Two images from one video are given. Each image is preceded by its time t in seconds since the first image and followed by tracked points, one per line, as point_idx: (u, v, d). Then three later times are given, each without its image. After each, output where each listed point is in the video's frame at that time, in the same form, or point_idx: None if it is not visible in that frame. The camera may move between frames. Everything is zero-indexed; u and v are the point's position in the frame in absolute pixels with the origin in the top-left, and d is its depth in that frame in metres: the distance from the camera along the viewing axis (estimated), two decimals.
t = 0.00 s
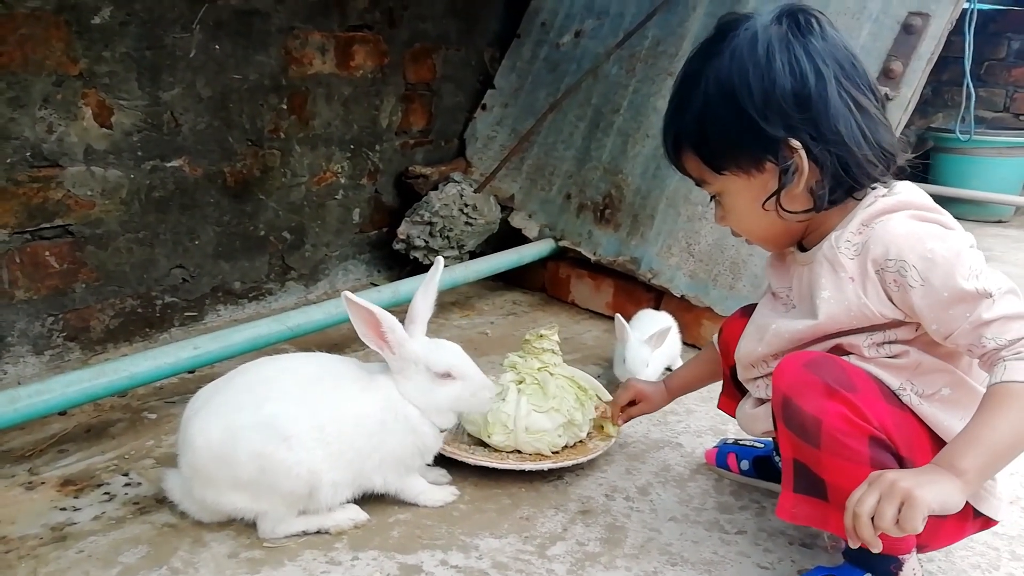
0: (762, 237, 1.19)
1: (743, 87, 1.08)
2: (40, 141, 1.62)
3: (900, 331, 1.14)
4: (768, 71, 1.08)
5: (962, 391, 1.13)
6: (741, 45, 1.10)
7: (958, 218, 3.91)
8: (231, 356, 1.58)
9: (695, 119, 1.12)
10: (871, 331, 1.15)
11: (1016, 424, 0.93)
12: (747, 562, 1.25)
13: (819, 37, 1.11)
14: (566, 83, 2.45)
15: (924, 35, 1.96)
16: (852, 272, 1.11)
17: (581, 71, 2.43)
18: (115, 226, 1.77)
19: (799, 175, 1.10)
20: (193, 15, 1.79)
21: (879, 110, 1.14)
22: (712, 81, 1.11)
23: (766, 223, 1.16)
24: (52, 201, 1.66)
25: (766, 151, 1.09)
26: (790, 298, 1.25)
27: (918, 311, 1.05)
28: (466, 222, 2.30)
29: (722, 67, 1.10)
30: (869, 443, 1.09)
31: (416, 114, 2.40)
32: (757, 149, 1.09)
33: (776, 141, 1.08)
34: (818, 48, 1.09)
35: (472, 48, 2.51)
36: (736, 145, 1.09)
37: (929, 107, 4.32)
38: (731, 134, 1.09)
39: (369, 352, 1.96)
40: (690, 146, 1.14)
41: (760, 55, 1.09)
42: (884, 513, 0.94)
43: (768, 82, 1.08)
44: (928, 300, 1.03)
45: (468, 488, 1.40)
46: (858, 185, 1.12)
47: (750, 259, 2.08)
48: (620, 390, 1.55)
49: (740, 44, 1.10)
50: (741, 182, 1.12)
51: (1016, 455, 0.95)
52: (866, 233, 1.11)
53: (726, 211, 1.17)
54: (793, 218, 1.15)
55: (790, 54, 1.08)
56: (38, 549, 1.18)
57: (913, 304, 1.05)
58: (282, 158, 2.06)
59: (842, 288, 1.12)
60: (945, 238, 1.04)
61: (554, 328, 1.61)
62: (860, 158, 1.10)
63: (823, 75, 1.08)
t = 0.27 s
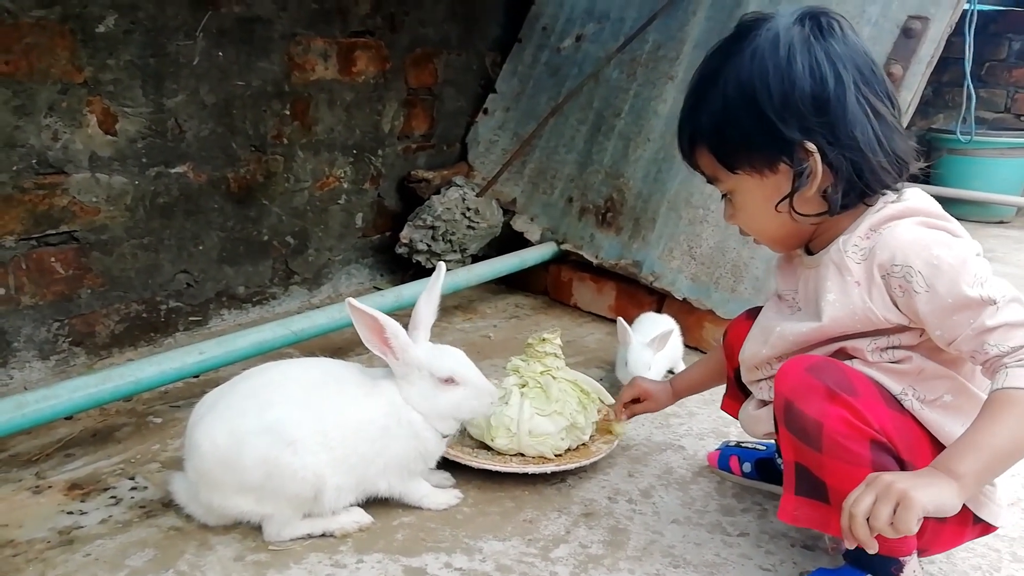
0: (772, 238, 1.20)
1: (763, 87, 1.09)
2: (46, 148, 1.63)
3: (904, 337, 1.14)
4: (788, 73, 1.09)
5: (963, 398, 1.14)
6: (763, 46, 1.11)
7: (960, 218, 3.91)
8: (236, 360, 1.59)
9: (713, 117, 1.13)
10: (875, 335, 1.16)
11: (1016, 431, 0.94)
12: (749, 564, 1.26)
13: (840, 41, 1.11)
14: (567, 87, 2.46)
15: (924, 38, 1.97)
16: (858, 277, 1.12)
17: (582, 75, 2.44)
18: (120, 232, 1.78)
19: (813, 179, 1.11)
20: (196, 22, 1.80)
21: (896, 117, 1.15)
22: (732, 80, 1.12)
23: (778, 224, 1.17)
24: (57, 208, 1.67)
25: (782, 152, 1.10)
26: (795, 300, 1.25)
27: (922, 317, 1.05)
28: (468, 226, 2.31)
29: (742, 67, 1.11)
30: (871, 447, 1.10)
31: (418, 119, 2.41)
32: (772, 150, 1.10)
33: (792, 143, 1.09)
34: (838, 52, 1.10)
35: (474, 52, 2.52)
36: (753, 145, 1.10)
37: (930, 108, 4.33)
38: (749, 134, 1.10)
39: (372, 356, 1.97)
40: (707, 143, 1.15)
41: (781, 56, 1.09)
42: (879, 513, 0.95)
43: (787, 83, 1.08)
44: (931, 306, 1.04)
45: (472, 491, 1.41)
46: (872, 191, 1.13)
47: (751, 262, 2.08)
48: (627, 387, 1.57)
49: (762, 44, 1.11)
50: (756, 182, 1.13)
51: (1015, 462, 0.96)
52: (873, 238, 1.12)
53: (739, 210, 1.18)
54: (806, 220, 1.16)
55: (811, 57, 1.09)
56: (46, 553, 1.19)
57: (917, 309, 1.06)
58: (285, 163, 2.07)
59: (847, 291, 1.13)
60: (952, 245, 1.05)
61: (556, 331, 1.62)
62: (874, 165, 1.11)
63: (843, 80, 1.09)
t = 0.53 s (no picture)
0: (771, 235, 1.21)
1: (763, 86, 1.10)
2: (54, 145, 1.64)
3: (906, 336, 1.14)
4: (788, 72, 1.09)
5: (966, 395, 1.14)
6: (765, 44, 1.11)
7: (964, 217, 3.91)
8: (243, 356, 1.60)
9: (713, 113, 1.14)
10: (877, 334, 1.16)
11: (1015, 428, 0.94)
12: (753, 560, 1.27)
13: (844, 41, 1.11)
14: (572, 85, 2.46)
15: (929, 37, 1.97)
16: (859, 275, 1.12)
17: (587, 73, 2.45)
18: (126, 228, 1.79)
19: (808, 179, 1.11)
20: (204, 19, 1.81)
21: (899, 119, 1.15)
22: (733, 78, 1.12)
23: (775, 222, 1.18)
24: (65, 204, 1.68)
25: (778, 151, 1.10)
26: (798, 298, 1.26)
27: (923, 315, 1.06)
28: (473, 223, 2.32)
29: (743, 64, 1.12)
30: (874, 444, 1.10)
31: (423, 116, 2.41)
32: (769, 149, 1.10)
33: (789, 143, 1.09)
34: (841, 52, 1.10)
35: (479, 51, 2.53)
36: (750, 144, 1.11)
37: (935, 107, 4.33)
38: (747, 133, 1.11)
39: (377, 352, 1.98)
40: (707, 139, 1.16)
41: (782, 55, 1.10)
42: (880, 511, 0.95)
43: (787, 83, 1.09)
44: (932, 305, 1.04)
45: (477, 486, 1.42)
46: (868, 193, 1.14)
47: (756, 260, 2.08)
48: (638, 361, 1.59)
49: (764, 42, 1.11)
50: (753, 181, 1.14)
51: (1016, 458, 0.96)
52: (875, 237, 1.12)
53: (737, 206, 1.19)
54: (801, 221, 1.17)
55: (812, 57, 1.09)
56: (54, 546, 1.20)
57: (918, 308, 1.06)
58: (291, 161, 2.08)
59: (849, 290, 1.13)
60: (953, 245, 1.05)
61: (561, 328, 1.63)
62: (872, 167, 1.12)
63: (843, 80, 1.09)
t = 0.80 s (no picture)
0: (768, 235, 1.22)
1: (757, 89, 1.10)
2: (56, 141, 1.64)
3: (904, 335, 1.15)
4: (782, 75, 1.09)
5: (963, 393, 1.14)
6: (760, 46, 1.11)
7: (963, 220, 3.92)
8: (244, 352, 1.60)
9: (708, 115, 1.14)
10: (875, 334, 1.16)
11: (1011, 427, 0.94)
12: (753, 558, 1.27)
13: (839, 42, 1.11)
14: (573, 85, 2.47)
15: (930, 38, 1.97)
16: (857, 275, 1.13)
17: (588, 73, 2.45)
18: (128, 225, 1.79)
19: (802, 180, 1.12)
20: (206, 17, 1.81)
21: (895, 121, 1.15)
22: (728, 80, 1.12)
23: (771, 222, 1.18)
24: (67, 200, 1.68)
25: (772, 153, 1.10)
26: (797, 297, 1.26)
27: (920, 315, 1.06)
28: (473, 222, 2.33)
29: (738, 67, 1.12)
30: (873, 442, 1.11)
31: (424, 115, 2.42)
32: (764, 151, 1.11)
33: (783, 145, 1.09)
34: (836, 53, 1.10)
35: (480, 50, 2.53)
36: (745, 146, 1.11)
37: (934, 110, 4.34)
38: (741, 135, 1.11)
39: (378, 350, 1.98)
40: (703, 140, 1.16)
41: (777, 57, 1.09)
42: (874, 510, 0.95)
43: (781, 86, 1.09)
44: (929, 304, 1.04)
45: (477, 483, 1.42)
46: (863, 194, 1.14)
47: (756, 260, 2.08)
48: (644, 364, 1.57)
49: (759, 45, 1.11)
50: (748, 182, 1.15)
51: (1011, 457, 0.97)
52: (872, 236, 1.12)
53: (734, 206, 1.20)
54: (796, 223, 1.18)
55: (807, 59, 1.09)
56: (56, 541, 1.21)
57: (915, 307, 1.07)
58: (292, 158, 2.08)
59: (847, 289, 1.14)
60: (950, 245, 1.05)
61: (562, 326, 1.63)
62: (866, 169, 1.12)
63: (838, 83, 1.09)
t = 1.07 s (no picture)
0: (769, 235, 1.22)
1: (757, 90, 1.10)
2: (55, 138, 1.64)
3: (904, 334, 1.15)
4: (781, 76, 1.09)
5: (963, 392, 1.15)
6: (760, 47, 1.11)
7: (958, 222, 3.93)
8: (243, 351, 1.60)
9: (708, 116, 1.14)
10: (875, 333, 1.17)
11: (1011, 425, 0.95)
12: (751, 557, 1.27)
13: (838, 43, 1.11)
14: (571, 85, 2.47)
15: (927, 40, 1.98)
16: (858, 274, 1.13)
17: (587, 73, 2.45)
18: (126, 223, 1.79)
19: (801, 180, 1.12)
20: (205, 15, 1.81)
21: (894, 122, 1.15)
22: (727, 81, 1.12)
23: (771, 222, 1.19)
24: (65, 197, 1.68)
25: (772, 154, 1.11)
26: (798, 296, 1.27)
27: (920, 314, 1.06)
28: (471, 222, 2.33)
29: (737, 68, 1.12)
30: (874, 440, 1.11)
31: (423, 114, 2.42)
32: (763, 152, 1.11)
33: (783, 146, 1.10)
34: (835, 54, 1.10)
35: (478, 50, 2.53)
36: (744, 146, 1.12)
37: (930, 112, 4.35)
38: (741, 136, 1.12)
39: (376, 349, 1.98)
40: (703, 141, 1.17)
41: (776, 58, 1.10)
42: (876, 507, 0.96)
43: (781, 87, 1.09)
44: (929, 303, 1.05)
45: (476, 482, 1.42)
46: (861, 194, 1.15)
47: (754, 261, 2.09)
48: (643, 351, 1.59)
49: (759, 46, 1.11)
50: (748, 183, 1.15)
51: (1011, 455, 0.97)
52: (873, 236, 1.12)
53: (734, 205, 1.20)
54: (795, 223, 1.19)
55: (806, 60, 1.09)
56: (54, 539, 1.20)
57: (915, 306, 1.07)
58: (291, 157, 2.08)
59: (847, 288, 1.14)
60: (950, 244, 1.06)
61: (560, 325, 1.64)
62: (864, 169, 1.12)
63: (837, 84, 1.09)
